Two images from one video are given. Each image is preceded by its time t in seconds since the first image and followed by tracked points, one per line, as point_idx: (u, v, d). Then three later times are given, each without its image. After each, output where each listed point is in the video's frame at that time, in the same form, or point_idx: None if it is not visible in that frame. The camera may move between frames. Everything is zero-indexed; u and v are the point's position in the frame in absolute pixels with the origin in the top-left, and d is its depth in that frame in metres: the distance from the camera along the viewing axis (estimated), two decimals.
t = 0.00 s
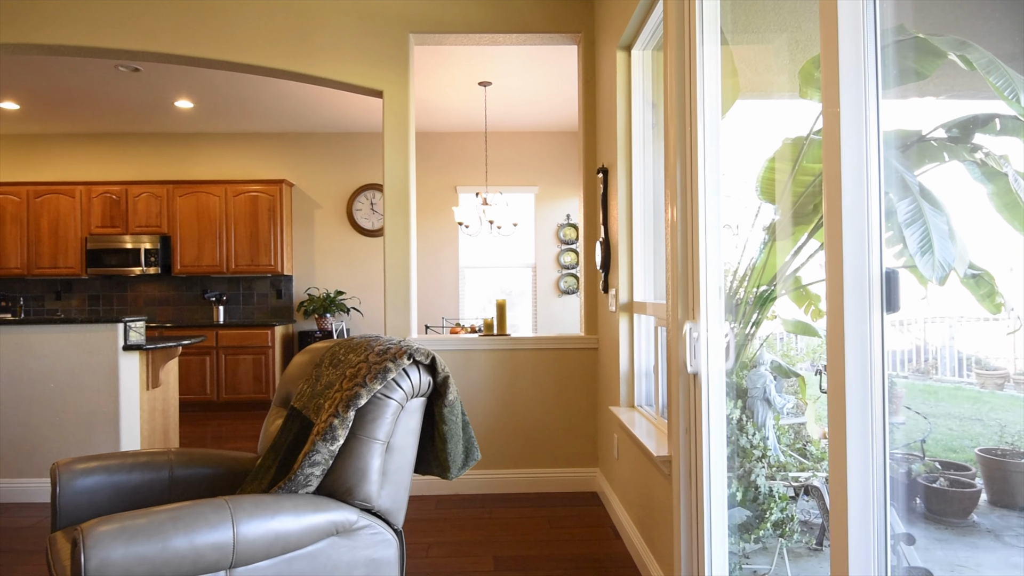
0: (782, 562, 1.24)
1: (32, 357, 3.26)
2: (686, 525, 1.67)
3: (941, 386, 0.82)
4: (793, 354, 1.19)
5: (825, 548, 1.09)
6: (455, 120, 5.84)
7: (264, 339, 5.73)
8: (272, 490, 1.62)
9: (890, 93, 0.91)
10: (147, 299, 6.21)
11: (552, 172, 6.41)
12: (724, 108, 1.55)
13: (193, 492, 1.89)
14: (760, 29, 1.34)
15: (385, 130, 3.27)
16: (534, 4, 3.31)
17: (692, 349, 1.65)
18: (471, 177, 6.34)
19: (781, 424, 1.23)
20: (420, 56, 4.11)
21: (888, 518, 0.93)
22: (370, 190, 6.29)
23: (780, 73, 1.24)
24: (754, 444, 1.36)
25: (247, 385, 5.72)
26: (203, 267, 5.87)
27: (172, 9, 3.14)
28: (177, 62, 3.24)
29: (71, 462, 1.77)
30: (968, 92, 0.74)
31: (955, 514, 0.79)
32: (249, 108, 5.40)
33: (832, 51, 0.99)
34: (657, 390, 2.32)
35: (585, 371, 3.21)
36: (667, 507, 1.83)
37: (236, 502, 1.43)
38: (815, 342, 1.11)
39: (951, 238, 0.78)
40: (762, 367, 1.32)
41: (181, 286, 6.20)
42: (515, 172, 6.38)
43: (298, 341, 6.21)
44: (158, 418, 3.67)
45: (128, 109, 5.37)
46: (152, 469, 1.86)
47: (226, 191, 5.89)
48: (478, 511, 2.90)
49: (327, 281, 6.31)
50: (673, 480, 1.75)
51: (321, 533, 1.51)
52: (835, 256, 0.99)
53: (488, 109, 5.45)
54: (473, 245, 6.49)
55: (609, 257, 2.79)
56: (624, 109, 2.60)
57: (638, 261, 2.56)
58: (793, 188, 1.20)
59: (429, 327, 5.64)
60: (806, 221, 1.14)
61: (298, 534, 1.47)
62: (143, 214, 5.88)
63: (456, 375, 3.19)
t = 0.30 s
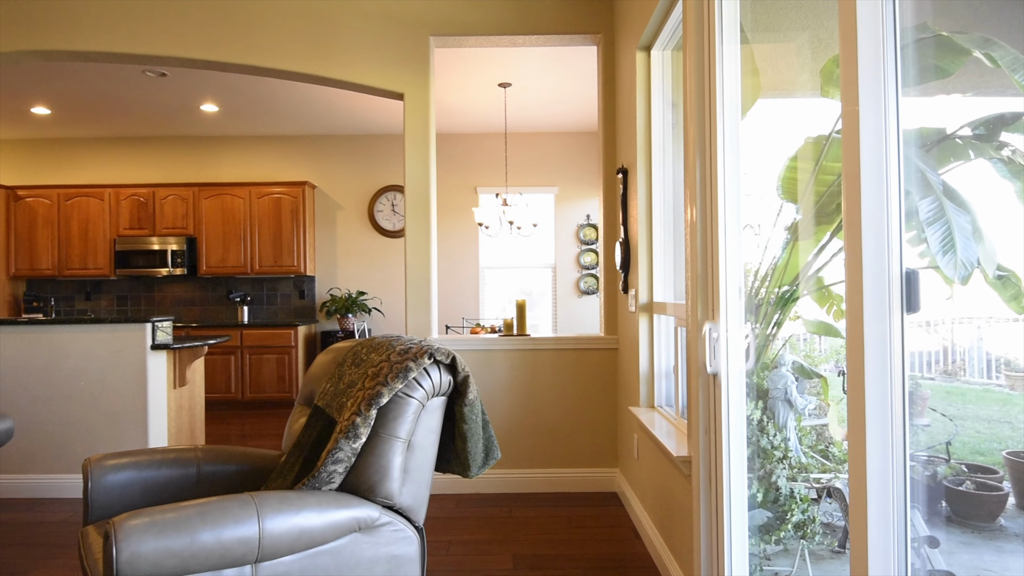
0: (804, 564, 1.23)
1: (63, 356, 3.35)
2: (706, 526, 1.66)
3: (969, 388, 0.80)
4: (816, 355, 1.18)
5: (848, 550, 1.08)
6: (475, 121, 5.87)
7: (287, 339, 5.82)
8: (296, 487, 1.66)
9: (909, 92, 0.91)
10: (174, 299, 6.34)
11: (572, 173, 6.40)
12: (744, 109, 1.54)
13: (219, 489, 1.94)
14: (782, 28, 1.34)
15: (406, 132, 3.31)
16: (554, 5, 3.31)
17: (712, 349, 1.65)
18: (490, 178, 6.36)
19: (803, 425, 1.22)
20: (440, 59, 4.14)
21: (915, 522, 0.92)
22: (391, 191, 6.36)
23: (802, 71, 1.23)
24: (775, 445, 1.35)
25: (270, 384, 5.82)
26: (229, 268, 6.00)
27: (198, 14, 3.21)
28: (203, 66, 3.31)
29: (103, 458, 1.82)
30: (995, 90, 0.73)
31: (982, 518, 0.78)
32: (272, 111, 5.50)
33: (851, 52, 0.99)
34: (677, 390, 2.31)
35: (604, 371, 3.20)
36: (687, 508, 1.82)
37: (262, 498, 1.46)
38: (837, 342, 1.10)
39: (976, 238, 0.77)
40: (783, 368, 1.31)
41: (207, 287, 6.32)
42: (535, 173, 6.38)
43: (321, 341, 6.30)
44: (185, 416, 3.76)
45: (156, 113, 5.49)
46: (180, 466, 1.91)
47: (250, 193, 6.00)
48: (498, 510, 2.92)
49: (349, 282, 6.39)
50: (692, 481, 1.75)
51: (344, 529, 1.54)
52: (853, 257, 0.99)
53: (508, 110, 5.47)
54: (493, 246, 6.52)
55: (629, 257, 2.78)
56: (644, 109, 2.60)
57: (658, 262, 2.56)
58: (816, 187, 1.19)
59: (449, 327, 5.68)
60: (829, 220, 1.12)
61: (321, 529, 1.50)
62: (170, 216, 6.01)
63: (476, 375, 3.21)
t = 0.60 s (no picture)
0: (828, 567, 1.22)
1: (96, 355, 3.45)
2: (728, 526, 1.65)
3: (1001, 390, 0.77)
4: (841, 356, 1.16)
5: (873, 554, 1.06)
6: (497, 122, 5.89)
7: (312, 339, 5.91)
8: (323, 483, 1.69)
9: (932, 91, 0.91)
10: (202, 299, 6.49)
11: (594, 173, 6.39)
12: (767, 110, 1.53)
13: (247, 485, 1.98)
14: (806, 25, 1.32)
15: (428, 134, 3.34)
16: (575, 6, 3.32)
17: (733, 350, 1.64)
18: (512, 179, 6.38)
19: (828, 427, 1.21)
20: (463, 61, 4.17)
21: (943, 525, 0.90)
22: (414, 193, 6.42)
23: (827, 69, 1.22)
24: (799, 446, 1.34)
25: (296, 383, 5.92)
26: (255, 269, 6.12)
27: (226, 21, 3.28)
28: (231, 71, 3.38)
29: (136, 454, 1.88)
30: None
31: (1010, 522, 0.75)
32: (298, 114, 5.59)
33: (873, 51, 0.99)
34: (700, 391, 2.30)
35: (627, 372, 3.19)
36: (710, 509, 1.81)
37: (289, 494, 1.50)
38: (862, 342, 1.09)
39: (1003, 237, 0.75)
40: (807, 369, 1.30)
41: (234, 287, 6.45)
42: (557, 173, 6.38)
43: (345, 341, 6.38)
44: (213, 414, 3.84)
45: (185, 117, 5.63)
46: (209, 462, 1.96)
47: (276, 195, 6.11)
48: (520, 509, 2.93)
49: (372, 282, 6.46)
50: (714, 481, 1.74)
51: (369, 525, 1.57)
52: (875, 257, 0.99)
53: (530, 112, 5.49)
54: (515, 246, 6.53)
55: (651, 258, 2.77)
56: (666, 109, 2.59)
57: (681, 262, 2.54)
58: (841, 185, 1.18)
59: (471, 328, 5.71)
60: (855, 219, 1.11)
61: (346, 525, 1.52)
62: (198, 218, 6.15)
63: (499, 375, 3.22)
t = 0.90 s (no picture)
0: (851, 570, 1.21)
1: (126, 354, 3.54)
2: (749, 526, 1.64)
3: None
4: (866, 357, 1.15)
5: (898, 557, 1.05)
6: (517, 123, 5.91)
7: (335, 339, 5.99)
8: (347, 480, 1.72)
9: (955, 90, 0.90)
10: (228, 300, 6.61)
11: (615, 173, 6.36)
12: (790, 110, 1.52)
13: (273, 482, 2.03)
14: (829, 23, 1.31)
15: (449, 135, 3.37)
16: (596, 6, 3.31)
17: (755, 350, 1.63)
18: (533, 179, 6.39)
19: (851, 428, 1.20)
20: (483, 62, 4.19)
21: (969, 528, 0.88)
22: (435, 194, 6.47)
23: (851, 67, 1.21)
24: (822, 448, 1.33)
25: (319, 382, 6.01)
26: (280, 269, 6.23)
27: (251, 26, 3.34)
28: (256, 75, 3.44)
29: (166, 450, 1.93)
30: None
31: None
32: (321, 117, 5.67)
33: (894, 50, 0.98)
34: (721, 391, 2.29)
35: (648, 373, 3.18)
36: (730, 509, 1.80)
37: (314, 490, 1.53)
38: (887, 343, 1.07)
39: None
40: (830, 370, 1.29)
41: (259, 288, 6.57)
42: (577, 173, 6.37)
43: (367, 341, 6.46)
44: (239, 412, 3.92)
45: (212, 121, 5.74)
46: (237, 459, 2.00)
47: (300, 197, 6.20)
48: (541, 509, 2.94)
49: (394, 283, 6.53)
50: (736, 482, 1.72)
51: (392, 522, 1.59)
52: (896, 257, 0.98)
53: (550, 112, 5.49)
54: (535, 247, 6.54)
55: (672, 258, 2.76)
56: (687, 108, 2.58)
57: (702, 262, 2.53)
58: (866, 184, 1.16)
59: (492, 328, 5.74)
60: (879, 219, 1.10)
61: (370, 521, 1.55)
62: (224, 220, 6.27)
63: (519, 375, 3.24)
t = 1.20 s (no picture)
0: (877, 573, 1.20)
1: (157, 352, 3.64)
2: (773, 528, 1.63)
3: None
4: (892, 358, 1.13)
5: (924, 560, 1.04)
6: (540, 124, 5.91)
7: (359, 339, 6.07)
8: (372, 477, 1.75)
9: (980, 88, 0.89)
10: (255, 300, 6.74)
11: (638, 173, 6.33)
12: (815, 109, 1.50)
13: (300, 479, 2.07)
14: (855, 21, 1.30)
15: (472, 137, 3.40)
16: (618, 6, 3.31)
17: (778, 351, 1.61)
18: (555, 180, 6.39)
19: (878, 430, 1.19)
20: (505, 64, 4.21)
21: (996, 531, 0.87)
22: (458, 195, 6.51)
23: (877, 65, 1.20)
24: (846, 450, 1.32)
25: (344, 381, 6.09)
26: (305, 270, 6.33)
27: (277, 32, 3.41)
28: (282, 80, 3.51)
29: (197, 447, 1.98)
30: None
31: None
32: (346, 120, 5.75)
33: (918, 48, 0.97)
34: (745, 392, 2.27)
35: (671, 374, 3.17)
36: (754, 512, 1.79)
37: (340, 487, 1.56)
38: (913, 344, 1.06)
39: None
40: (856, 371, 1.28)
41: (285, 289, 6.68)
42: (600, 173, 6.35)
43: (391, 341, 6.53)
44: (266, 410, 4.00)
45: (239, 124, 5.86)
46: (264, 456, 2.05)
47: (325, 199, 6.30)
48: (563, 509, 2.94)
49: (417, 284, 6.59)
50: (759, 484, 1.71)
51: (415, 519, 1.62)
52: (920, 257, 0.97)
53: (572, 113, 5.49)
54: (558, 247, 6.54)
55: (695, 259, 2.74)
56: (709, 108, 2.56)
57: (726, 262, 2.51)
58: (892, 182, 1.15)
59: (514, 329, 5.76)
60: (906, 218, 1.08)
61: (395, 518, 1.58)
62: (251, 222, 6.39)
63: (542, 375, 3.24)
